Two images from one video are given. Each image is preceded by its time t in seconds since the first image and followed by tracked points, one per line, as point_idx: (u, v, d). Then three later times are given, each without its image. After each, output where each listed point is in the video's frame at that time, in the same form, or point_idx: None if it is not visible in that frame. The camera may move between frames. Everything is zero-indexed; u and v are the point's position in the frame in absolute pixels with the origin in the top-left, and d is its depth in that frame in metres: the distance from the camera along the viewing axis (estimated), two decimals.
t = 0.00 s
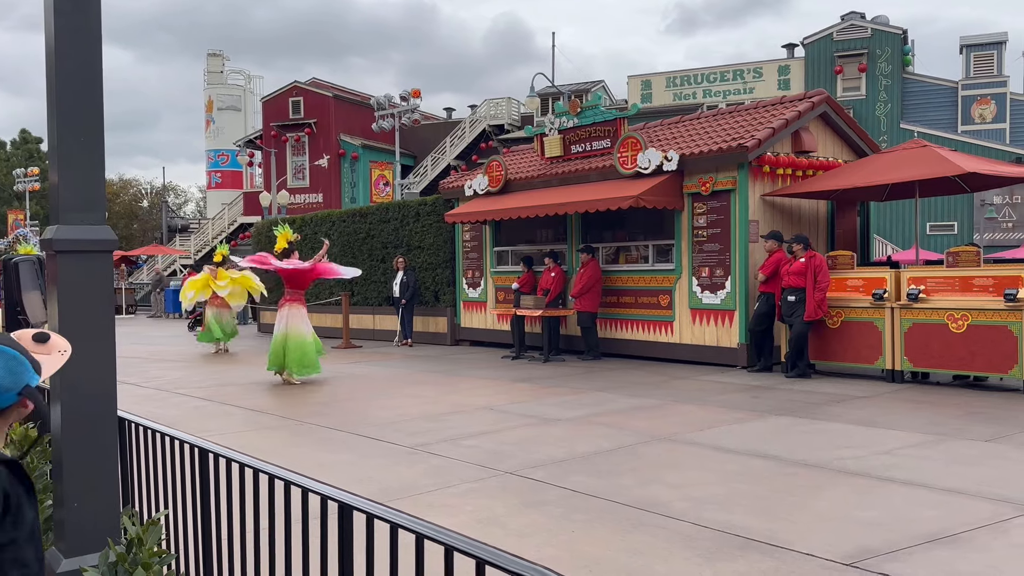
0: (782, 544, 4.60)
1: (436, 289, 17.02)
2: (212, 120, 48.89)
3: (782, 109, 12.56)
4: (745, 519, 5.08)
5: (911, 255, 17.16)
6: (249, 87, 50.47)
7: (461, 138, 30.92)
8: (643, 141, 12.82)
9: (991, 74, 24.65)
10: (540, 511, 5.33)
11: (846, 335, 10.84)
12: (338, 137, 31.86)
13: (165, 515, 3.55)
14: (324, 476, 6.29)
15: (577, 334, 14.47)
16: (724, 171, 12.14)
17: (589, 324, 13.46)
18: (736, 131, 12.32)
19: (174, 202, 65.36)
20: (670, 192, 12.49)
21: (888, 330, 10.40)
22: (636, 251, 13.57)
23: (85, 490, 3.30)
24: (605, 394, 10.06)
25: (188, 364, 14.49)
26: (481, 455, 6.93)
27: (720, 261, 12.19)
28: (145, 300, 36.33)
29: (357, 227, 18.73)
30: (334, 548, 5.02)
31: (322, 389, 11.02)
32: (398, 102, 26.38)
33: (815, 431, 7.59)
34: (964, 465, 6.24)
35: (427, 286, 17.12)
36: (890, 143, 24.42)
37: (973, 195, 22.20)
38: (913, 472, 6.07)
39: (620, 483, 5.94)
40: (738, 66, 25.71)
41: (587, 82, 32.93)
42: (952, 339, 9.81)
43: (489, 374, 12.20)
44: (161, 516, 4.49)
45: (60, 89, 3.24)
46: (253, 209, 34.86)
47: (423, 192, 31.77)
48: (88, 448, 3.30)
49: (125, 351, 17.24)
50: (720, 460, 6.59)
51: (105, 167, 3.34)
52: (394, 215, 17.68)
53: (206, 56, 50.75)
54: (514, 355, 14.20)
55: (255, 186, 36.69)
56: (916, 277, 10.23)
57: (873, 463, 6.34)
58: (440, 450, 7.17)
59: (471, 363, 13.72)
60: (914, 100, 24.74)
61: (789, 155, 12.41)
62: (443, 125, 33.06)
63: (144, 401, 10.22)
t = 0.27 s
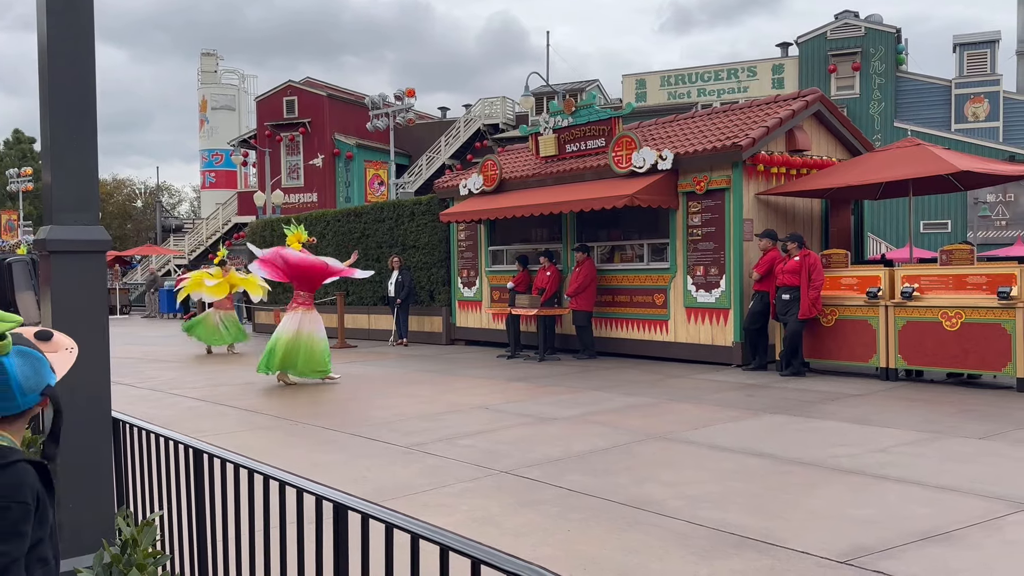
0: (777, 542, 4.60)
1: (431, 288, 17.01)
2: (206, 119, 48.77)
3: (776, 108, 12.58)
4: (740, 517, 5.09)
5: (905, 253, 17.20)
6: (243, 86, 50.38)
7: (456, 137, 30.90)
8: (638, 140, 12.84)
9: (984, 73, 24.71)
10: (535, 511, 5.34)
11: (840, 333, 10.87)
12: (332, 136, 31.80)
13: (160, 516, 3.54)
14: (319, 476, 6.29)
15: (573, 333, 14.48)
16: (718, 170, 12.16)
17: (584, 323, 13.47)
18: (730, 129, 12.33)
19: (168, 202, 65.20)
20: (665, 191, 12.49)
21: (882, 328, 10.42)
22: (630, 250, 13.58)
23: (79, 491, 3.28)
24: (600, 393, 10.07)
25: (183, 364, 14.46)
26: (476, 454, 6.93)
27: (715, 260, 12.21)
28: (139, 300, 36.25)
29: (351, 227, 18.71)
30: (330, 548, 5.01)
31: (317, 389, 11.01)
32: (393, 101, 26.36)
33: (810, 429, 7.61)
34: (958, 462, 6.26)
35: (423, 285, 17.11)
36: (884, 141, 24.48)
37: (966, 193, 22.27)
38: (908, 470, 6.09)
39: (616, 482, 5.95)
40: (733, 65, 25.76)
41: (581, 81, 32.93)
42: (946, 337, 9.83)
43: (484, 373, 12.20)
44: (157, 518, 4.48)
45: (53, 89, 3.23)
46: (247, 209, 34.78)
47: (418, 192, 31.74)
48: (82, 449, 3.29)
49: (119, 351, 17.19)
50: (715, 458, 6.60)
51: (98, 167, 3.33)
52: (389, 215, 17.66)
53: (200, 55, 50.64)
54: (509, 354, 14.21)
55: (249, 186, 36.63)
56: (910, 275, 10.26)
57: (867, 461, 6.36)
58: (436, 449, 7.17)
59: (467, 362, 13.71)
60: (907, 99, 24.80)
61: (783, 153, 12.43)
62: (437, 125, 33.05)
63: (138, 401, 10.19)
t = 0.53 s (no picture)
0: (770, 540, 4.62)
1: (424, 288, 17.01)
2: (198, 119, 48.60)
3: (768, 107, 12.61)
4: (733, 515, 5.10)
5: (896, 252, 17.26)
6: (235, 86, 50.25)
7: (449, 136, 30.89)
8: (631, 139, 12.85)
9: (975, 72, 24.81)
10: (529, 510, 5.34)
11: (832, 332, 10.91)
12: (324, 136, 31.74)
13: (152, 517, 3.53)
14: (311, 477, 6.28)
15: (566, 332, 14.48)
16: (711, 168, 12.18)
17: (577, 322, 13.47)
18: (722, 128, 12.36)
19: (160, 202, 64.99)
20: (657, 190, 12.50)
21: (874, 327, 10.46)
22: (623, 249, 13.59)
23: (70, 493, 3.27)
24: (593, 392, 10.08)
25: (176, 365, 14.42)
26: (469, 454, 6.92)
27: (708, 259, 12.23)
28: (131, 300, 36.11)
29: (344, 226, 18.68)
30: (323, 549, 5.00)
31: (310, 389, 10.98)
32: (385, 101, 26.32)
33: (802, 427, 7.63)
34: (950, 460, 6.28)
35: (416, 285, 17.10)
36: (875, 140, 24.57)
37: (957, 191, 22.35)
38: (900, 467, 6.11)
39: (609, 481, 5.96)
40: (725, 64, 25.82)
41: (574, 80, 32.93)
42: (937, 335, 9.87)
43: (477, 372, 12.20)
44: (149, 519, 4.47)
45: (43, 89, 3.21)
46: (239, 209, 34.69)
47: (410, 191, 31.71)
48: (73, 451, 3.27)
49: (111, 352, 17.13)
50: (708, 456, 6.61)
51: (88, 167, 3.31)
52: (382, 214, 17.63)
53: (191, 55, 50.49)
54: (503, 354, 14.20)
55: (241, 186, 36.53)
56: (901, 274, 10.31)
57: (860, 459, 6.38)
58: (429, 449, 7.16)
59: (460, 362, 13.70)
60: (899, 98, 24.88)
61: (775, 152, 12.46)
62: (430, 124, 33.02)
63: (130, 402, 10.15)
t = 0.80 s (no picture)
0: (761, 539, 4.63)
1: (415, 287, 17.00)
2: (187, 119, 48.34)
3: (758, 106, 12.65)
4: (725, 513, 5.12)
5: (886, 250, 17.33)
6: (224, 86, 50.05)
7: (440, 136, 30.86)
8: (622, 138, 12.87)
9: (963, 71, 24.94)
10: (521, 509, 5.33)
11: (822, 330, 10.95)
12: (315, 135, 31.65)
13: (142, 518, 3.52)
14: (303, 477, 6.26)
15: (558, 331, 14.48)
16: (701, 167, 12.21)
17: (569, 322, 13.47)
18: (713, 127, 12.39)
19: (149, 202, 64.66)
20: (648, 189, 12.51)
21: (864, 325, 10.50)
22: (615, 248, 13.60)
23: (59, 496, 3.25)
24: (585, 391, 10.09)
25: (166, 366, 14.37)
26: (461, 454, 6.92)
27: (699, 258, 12.25)
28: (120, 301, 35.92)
29: (335, 226, 18.63)
30: (315, 551, 4.99)
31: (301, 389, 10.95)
32: (376, 100, 26.25)
33: (793, 425, 7.66)
34: (940, 457, 6.31)
35: (407, 284, 17.09)
36: (865, 139, 24.67)
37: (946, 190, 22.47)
38: (890, 465, 6.14)
39: (601, 480, 5.96)
40: (715, 63, 25.87)
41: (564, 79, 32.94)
42: (927, 333, 9.91)
43: (469, 372, 12.19)
44: (140, 520, 4.45)
45: (30, 88, 3.19)
46: (229, 209, 34.54)
47: (402, 191, 31.66)
48: (63, 453, 3.25)
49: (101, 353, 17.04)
50: (699, 455, 6.64)
51: (77, 167, 3.29)
52: (373, 214, 17.59)
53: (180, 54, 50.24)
54: (494, 353, 14.20)
55: (231, 185, 36.39)
56: (891, 272, 10.37)
57: (851, 457, 6.40)
58: (421, 449, 7.15)
59: (452, 362, 13.68)
60: (888, 96, 24.98)
61: (765, 151, 12.50)
62: (421, 123, 32.96)
63: (120, 404, 10.10)
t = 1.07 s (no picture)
0: (751, 536, 4.65)
1: (406, 287, 16.98)
2: (175, 119, 48.10)
3: (746, 106, 12.69)
4: (715, 512, 5.13)
5: (874, 249, 17.43)
6: (213, 85, 49.84)
7: (430, 135, 30.85)
8: (612, 137, 12.89)
9: (950, 70, 25.10)
10: (512, 508, 5.33)
11: (811, 329, 10.99)
12: (304, 135, 31.55)
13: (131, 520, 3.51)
14: (293, 478, 6.24)
15: (548, 331, 14.49)
16: (691, 167, 12.23)
17: (559, 321, 13.48)
18: (702, 127, 12.42)
19: (137, 202, 64.33)
20: (638, 189, 12.53)
21: (852, 324, 10.56)
22: (605, 247, 13.62)
23: (47, 496, 3.23)
24: (576, 390, 10.10)
25: (154, 366, 14.31)
26: (451, 453, 6.91)
27: (688, 257, 12.28)
28: (108, 302, 35.70)
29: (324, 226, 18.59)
30: (305, 551, 4.98)
31: (291, 390, 10.91)
32: (365, 99, 26.19)
33: (782, 423, 7.69)
34: (928, 454, 6.35)
35: (397, 284, 17.08)
36: (853, 139, 24.79)
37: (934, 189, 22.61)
38: (878, 462, 6.17)
39: (591, 479, 5.97)
40: (704, 63, 25.94)
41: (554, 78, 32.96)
42: (915, 331, 9.97)
43: (459, 372, 12.18)
44: (129, 522, 4.43)
45: (16, 87, 3.16)
46: (218, 208, 34.39)
47: (391, 190, 31.60)
48: (50, 454, 3.23)
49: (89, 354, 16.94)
50: (689, 453, 6.65)
51: (64, 167, 3.27)
52: (362, 213, 17.56)
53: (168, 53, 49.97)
54: (485, 353, 14.20)
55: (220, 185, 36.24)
56: (879, 271, 10.42)
57: (839, 455, 6.43)
58: (411, 449, 7.14)
59: (441, 361, 13.66)
60: (876, 96, 25.11)
61: (754, 151, 12.54)
62: (410, 123, 32.91)
63: (107, 405, 10.04)
